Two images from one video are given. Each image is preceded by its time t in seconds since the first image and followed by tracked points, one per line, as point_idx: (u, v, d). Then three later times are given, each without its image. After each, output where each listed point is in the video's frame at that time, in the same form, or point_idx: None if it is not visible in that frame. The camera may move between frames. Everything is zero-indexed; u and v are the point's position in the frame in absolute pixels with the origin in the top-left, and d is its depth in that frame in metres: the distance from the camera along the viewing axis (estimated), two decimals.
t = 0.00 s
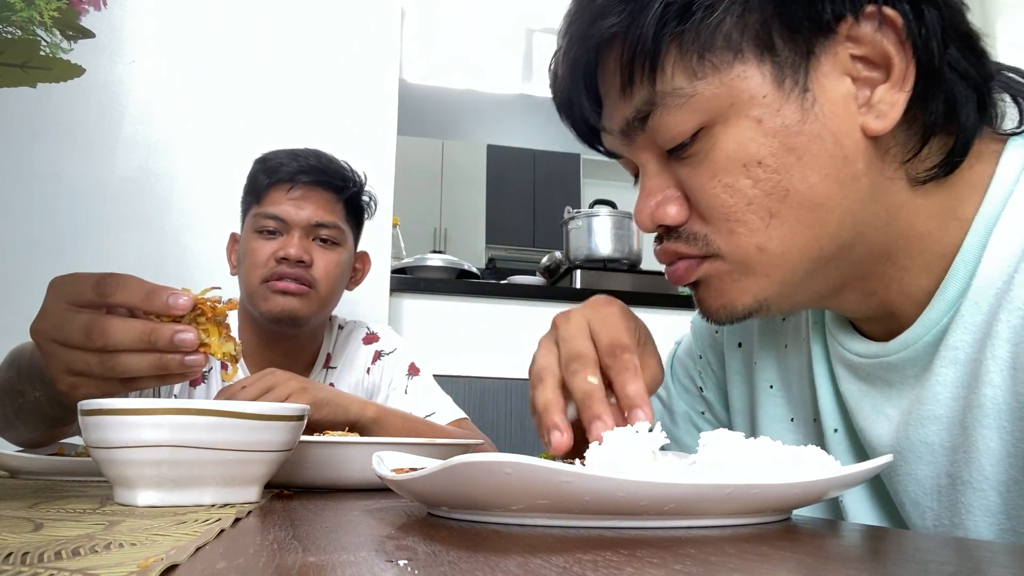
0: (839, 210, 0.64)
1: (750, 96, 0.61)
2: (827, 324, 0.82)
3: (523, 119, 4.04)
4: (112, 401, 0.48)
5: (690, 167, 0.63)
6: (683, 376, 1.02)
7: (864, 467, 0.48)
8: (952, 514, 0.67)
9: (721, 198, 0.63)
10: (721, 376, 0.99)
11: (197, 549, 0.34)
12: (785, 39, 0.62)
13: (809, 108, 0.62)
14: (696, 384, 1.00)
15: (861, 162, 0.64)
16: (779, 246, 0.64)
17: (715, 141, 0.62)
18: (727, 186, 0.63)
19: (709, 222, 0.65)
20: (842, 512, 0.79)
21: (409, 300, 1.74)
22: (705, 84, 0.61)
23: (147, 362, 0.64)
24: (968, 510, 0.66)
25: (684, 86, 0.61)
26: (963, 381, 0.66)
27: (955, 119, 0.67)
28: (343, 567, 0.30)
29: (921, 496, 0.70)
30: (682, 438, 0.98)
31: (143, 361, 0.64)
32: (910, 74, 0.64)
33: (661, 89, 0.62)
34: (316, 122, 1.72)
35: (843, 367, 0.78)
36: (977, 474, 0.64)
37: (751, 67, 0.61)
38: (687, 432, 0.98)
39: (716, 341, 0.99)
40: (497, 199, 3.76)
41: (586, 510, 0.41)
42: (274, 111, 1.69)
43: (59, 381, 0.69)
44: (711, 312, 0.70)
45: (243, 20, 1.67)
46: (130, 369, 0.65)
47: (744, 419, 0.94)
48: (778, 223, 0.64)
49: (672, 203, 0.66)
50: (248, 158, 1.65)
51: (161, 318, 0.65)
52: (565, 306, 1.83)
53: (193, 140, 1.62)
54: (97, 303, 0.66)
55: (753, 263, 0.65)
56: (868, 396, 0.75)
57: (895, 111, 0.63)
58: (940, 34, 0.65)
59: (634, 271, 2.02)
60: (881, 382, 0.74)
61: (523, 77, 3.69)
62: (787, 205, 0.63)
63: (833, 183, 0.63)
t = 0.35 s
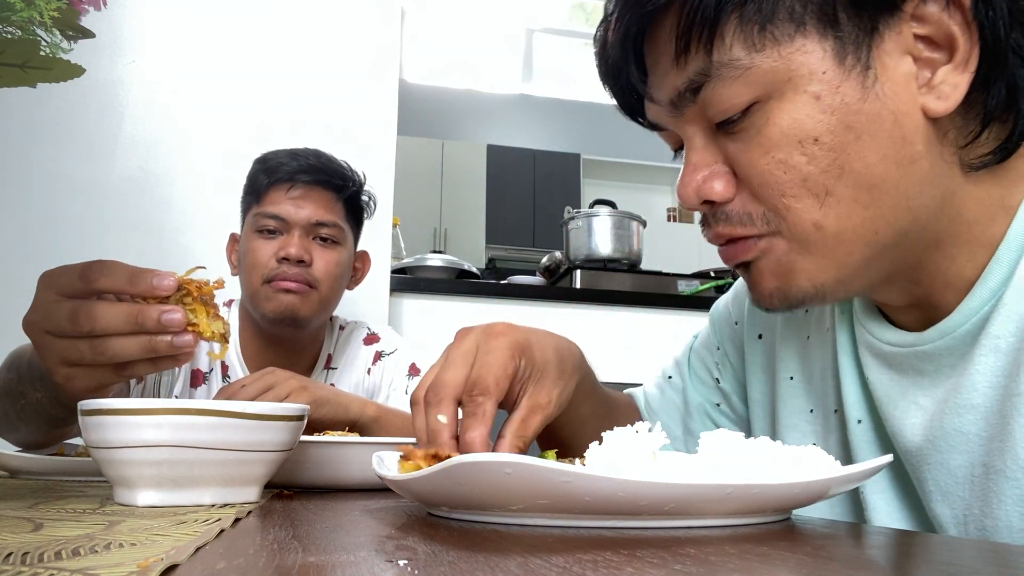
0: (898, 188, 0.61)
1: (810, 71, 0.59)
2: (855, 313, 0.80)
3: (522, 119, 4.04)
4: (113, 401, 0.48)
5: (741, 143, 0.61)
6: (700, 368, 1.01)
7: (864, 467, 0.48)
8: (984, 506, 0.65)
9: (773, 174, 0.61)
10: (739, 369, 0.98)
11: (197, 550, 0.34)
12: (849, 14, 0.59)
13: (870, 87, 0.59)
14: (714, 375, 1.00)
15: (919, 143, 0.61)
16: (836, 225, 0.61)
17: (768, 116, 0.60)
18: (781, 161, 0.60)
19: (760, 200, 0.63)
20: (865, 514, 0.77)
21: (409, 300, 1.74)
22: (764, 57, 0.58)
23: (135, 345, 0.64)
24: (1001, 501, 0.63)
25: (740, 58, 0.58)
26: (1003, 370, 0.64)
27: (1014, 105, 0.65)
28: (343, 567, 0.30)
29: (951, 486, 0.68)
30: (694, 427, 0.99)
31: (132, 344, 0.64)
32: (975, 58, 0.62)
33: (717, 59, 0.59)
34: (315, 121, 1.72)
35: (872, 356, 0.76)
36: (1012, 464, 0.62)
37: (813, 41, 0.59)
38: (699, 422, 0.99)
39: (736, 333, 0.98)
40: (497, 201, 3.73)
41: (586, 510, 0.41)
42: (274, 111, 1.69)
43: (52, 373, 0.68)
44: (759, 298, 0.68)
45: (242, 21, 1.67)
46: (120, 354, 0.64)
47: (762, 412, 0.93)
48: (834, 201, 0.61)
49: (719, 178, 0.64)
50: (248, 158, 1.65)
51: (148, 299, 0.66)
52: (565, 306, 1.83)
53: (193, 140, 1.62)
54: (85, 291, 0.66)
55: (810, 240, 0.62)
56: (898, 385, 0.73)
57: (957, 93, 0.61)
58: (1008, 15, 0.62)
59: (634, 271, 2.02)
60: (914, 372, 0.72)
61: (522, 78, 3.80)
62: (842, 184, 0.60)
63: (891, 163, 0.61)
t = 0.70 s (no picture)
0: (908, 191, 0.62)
1: (824, 68, 0.59)
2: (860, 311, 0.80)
3: (522, 119, 4.04)
4: (113, 401, 0.48)
5: (753, 138, 0.61)
6: (703, 372, 1.01)
7: (865, 466, 0.48)
8: (995, 507, 0.65)
9: (783, 173, 0.61)
10: (742, 371, 0.98)
11: (197, 550, 0.34)
12: (866, 11, 0.59)
13: (884, 85, 0.60)
14: (717, 381, 0.99)
15: (931, 144, 0.61)
16: (841, 227, 0.62)
17: (781, 112, 0.60)
18: (791, 159, 0.60)
19: (766, 198, 0.63)
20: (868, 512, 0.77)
21: (410, 300, 1.74)
22: (779, 51, 0.58)
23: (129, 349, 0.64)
24: (1013, 503, 0.63)
25: (754, 52, 0.58)
26: (1014, 372, 0.64)
27: None
28: (343, 567, 0.30)
29: (961, 488, 0.68)
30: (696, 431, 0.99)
31: (127, 350, 0.64)
32: (992, 55, 0.61)
33: (731, 53, 0.59)
34: (315, 121, 1.72)
35: (880, 357, 0.76)
36: None
37: (828, 38, 0.59)
38: (703, 427, 0.99)
39: (739, 336, 0.98)
40: (497, 200, 3.73)
41: (586, 510, 0.41)
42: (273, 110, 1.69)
43: (49, 377, 0.69)
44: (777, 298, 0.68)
45: (243, 20, 1.68)
46: (115, 358, 0.64)
47: (765, 416, 0.93)
48: (843, 202, 0.61)
49: (727, 174, 0.63)
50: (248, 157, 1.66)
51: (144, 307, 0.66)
52: (565, 306, 1.83)
53: (193, 139, 1.62)
54: (79, 295, 0.66)
55: (817, 240, 0.62)
56: (907, 386, 0.73)
57: (971, 94, 0.60)
58: None
59: (634, 271, 2.02)
60: (924, 372, 0.72)
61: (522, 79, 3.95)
62: (851, 184, 0.61)
63: (902, 164, 0.61)
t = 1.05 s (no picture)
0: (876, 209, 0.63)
1: (792, 89, 0.59)
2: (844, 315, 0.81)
3: (523, 119, 4.04)
4: (112, 401, 0.48)
5: (725, 159, 0.61)
6: (691, 376, 1.01)
7: (864, 467, 0.48)
8: (975, 515, 0.67)
9: (753, 196, 0.61)
10: (729, 373, 0.98)
11: (197, 549, 0.34)
12: (832, 29, 0.60)
13: (852, 104, 0.60)
14: (704, 384, 1.00)
15: (900, 160, 0.62)
16: (807, 244, 0.62)
17: (750, 134, 0.60)
18: (761, 181, 0.60)
19: (734, 218, 0.62)
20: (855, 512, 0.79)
21: (410, 300, 1.74)
22: (746, 75, 0.58)
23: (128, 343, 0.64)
24: (993, 511, 0.65)
25: (721, 76, 0.58)
26: (991, 381, 0.66)
27: (999, 116, 0.66)
28: (343, 567, 0.30)
29: (943, 496, 0.69)
30: (687, 437, 0.99)
31: (123, 343, 0.64)
32: (959, 69, 0.62)
33: (698, 78, 0.59)
34: (316, 121, 1.72)
35: (862, 363, 0.76)
36: (1003, 475, 0.63)
37: (795, 59, 0.59)
38: (692, 432, 0.99)
39: (726, 339, 0.98)
40: (498, 201, 3.73)
41: (585, 510, 0.41)
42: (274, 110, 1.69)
43: (47, 368, 0.69)
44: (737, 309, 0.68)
45: (244, 20, 1.68)
46: (112, 351, 0.64)
47: (754, 420, 0.93)
48: (810, 223, 0.62)
49: (699, 194, 0.62)
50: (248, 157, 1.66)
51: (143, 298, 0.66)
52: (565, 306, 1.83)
53: (193, 139, 1.62)
54: (79, 288, 0.66)
55: (783, 260, 0.62)
56: (888, 394, 0.73)
57: (940, 109, 0.62)
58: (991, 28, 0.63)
59: (634, 271, 2.02)
60: (904, 380, 0.72)
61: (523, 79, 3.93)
62: (821, 204, 0.61)
63: (869, 182, 0.62)
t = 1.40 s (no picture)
0: (851, 228, 0.63)
1: (765, 113, 0.58)
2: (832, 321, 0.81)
3: (523, 119, 4.04)
4: (112, 401, 0.48)
5: (699, 176, 0.61)
6: (686, 377, 1.01)
7: (864, 467, 0.48)
8: (965, 522, 0.67)
9: (728, 212, 0.61)
10: (723, 376, 0.98)
11: (197, 549, 0.34)
12: (807, 53, 0.58)
13: (826, 129, 0.59)
14: (699, 386, 1.00)
15: (874, 181, 0.62)
16: (788, 259, 0.63)
17: (722, 153, 0.60)
18: (734, 200, 0.61)
19: (713, 230, 0.63)
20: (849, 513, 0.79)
21: (409, 300, 1.74)
22: (719, 97, 0.58)
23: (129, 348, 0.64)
24: (982, 519, 0.65)
25: (693, 96, 0.58)
26: (977, 388, 0.66)
27: (980, 135, 0.65)
28: (343, 567, 0.30)
29: (933, 502, 0.69)
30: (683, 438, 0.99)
31: (123, 350, 0.64)
32: (936, 93, 0.62)
33: (671, 97, 0.58)
34: (316, 121, 1.72)
35: (853, 370, 0.76)
36: (991, 483, 0.64)
37: (769, 82, 0.58)
38: (686, 433, 0.99)
39: (720, 341, 0.97)
40: (497, 201, 3.73)
41: (584, 510, 0.41)
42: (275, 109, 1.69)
43: (45, 372, 0.68)
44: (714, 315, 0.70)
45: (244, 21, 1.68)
46: (110, 357, 0.64)
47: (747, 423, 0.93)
48: (787, 239, 0.62)
49: (677, 203, 0.63)
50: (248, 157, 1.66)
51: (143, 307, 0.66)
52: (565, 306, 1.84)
53: (193, 139, 1.62)
54: (80, 292, 0.66)
55: (764, 273, 0.64)
56: (878, 401, 0.74)
57: (914, 134, 0.61)
58: (971, 49, 0.62)
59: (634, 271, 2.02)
60: (894, 387, 0.72)
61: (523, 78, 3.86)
62: (796, 224, 0.61)
63: (844, 204, 0.62)
